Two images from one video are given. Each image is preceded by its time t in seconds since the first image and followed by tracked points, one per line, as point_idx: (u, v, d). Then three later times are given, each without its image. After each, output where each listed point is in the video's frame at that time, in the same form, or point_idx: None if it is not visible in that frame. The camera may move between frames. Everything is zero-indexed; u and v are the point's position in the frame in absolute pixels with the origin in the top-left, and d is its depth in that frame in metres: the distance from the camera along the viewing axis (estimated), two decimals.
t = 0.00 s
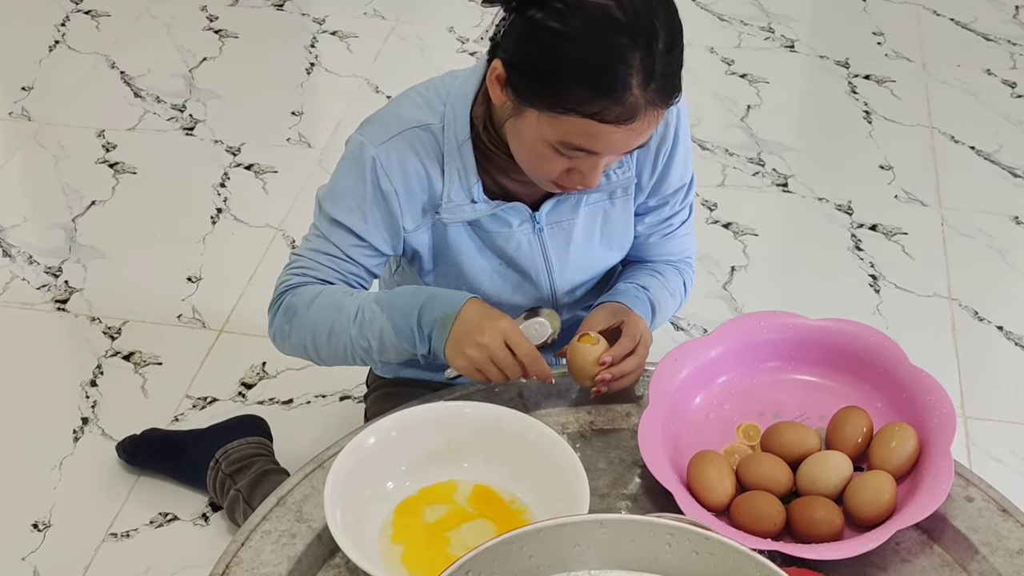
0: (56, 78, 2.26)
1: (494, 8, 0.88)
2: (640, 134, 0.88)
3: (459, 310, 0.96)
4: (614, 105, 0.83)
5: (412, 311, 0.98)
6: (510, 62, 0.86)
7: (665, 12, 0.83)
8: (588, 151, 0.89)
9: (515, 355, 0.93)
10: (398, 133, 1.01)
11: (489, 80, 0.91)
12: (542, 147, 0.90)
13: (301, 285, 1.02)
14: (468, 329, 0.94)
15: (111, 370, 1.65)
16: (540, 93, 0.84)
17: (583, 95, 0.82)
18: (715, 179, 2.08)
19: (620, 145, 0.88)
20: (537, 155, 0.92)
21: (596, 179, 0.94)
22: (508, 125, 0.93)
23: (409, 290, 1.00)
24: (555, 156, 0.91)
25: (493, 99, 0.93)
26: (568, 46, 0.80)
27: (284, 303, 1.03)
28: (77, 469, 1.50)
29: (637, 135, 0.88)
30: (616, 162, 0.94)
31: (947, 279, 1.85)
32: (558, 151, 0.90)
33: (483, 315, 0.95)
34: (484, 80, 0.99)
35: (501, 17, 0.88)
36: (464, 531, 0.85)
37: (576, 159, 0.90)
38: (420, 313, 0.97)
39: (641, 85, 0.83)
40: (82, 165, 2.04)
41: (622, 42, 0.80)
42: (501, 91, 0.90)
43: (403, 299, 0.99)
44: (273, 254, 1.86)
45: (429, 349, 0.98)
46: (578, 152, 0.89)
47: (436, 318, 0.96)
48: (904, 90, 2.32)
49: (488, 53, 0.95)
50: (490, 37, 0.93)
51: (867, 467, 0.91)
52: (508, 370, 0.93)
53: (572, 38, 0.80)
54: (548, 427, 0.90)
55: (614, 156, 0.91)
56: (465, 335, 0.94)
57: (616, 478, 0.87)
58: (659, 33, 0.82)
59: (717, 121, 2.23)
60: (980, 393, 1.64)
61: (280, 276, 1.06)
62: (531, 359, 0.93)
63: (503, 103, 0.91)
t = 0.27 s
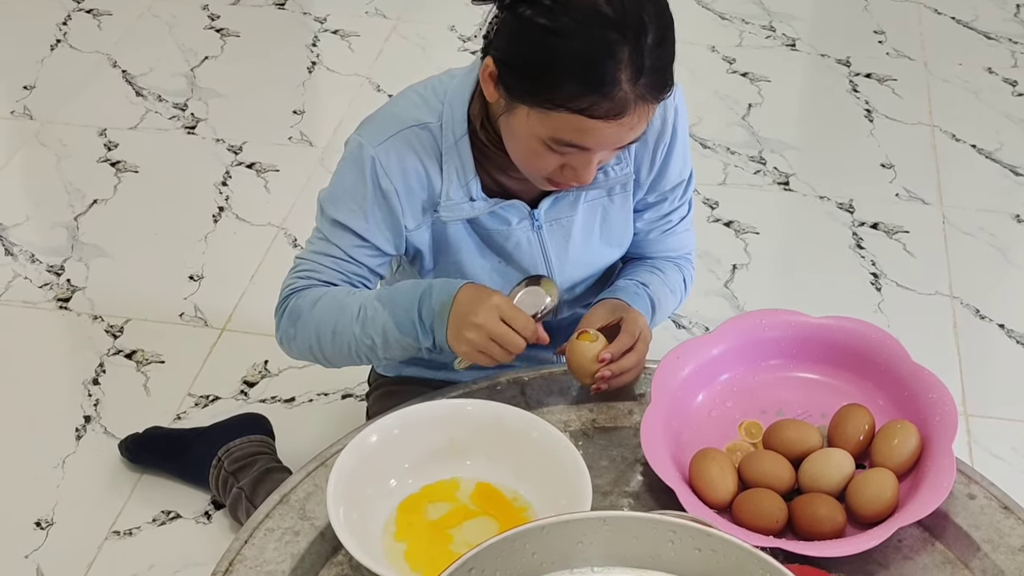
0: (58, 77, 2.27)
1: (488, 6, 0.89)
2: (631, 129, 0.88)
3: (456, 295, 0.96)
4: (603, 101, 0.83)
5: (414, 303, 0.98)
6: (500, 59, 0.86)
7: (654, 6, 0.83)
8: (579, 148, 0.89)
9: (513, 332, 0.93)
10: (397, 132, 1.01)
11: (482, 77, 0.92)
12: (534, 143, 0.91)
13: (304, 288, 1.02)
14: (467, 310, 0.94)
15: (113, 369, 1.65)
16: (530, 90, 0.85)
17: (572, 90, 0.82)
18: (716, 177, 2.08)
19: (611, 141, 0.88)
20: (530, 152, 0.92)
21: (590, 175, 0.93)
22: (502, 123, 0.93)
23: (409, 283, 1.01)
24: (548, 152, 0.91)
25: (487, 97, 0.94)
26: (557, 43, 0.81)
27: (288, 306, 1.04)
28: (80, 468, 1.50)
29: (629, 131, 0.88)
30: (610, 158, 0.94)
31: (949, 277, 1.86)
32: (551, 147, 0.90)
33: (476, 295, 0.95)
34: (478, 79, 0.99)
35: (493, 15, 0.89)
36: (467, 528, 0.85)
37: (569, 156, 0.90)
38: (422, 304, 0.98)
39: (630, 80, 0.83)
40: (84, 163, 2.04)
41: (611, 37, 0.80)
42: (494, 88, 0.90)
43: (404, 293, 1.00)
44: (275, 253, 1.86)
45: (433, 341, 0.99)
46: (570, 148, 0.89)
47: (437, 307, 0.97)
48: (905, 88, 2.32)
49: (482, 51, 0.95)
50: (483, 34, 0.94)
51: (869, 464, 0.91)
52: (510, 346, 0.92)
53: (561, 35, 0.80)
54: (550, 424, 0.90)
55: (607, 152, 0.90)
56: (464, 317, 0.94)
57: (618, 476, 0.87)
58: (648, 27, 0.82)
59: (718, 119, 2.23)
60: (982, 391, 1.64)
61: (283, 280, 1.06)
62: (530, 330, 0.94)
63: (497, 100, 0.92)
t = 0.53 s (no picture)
0: (59, 76, 2.27)
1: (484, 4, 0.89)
2: (626, 128, 0.88)
3: (470, 285, 0.96)
4: (598, 99, 0.83)
5: (425, 297, 0.99)
6: (495, 58, 0.86)
7: (651, 5, 0.82)
8: (575, 146, 0.89)
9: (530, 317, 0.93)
10: (397, 130, 1.01)
11: (479, 76, 0.92)
12: (531, 142, 0.91)
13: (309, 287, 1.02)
14: (483, 295, 0.94)
15: (114, 367, 1.65)
16: (525, 88, 0.85)
17: (566, 89, 0.82)
18: (717, 176, 2.08)
19: (607, 139, 0.88)
20: (527, 150, 0.92)
21: (587, 173, 0.94)
22: (499, 121, 0.93)
23: (419, 278, 1.01)
24: (544, 151, 0.91)
25: (484, 96, 0.94)
26: (551, 42, 0.81)
27: (293, 305, 1.04)
28: (81, 466, 1.51)
29: (624, 129, 0.88)
30: (607, 157, 0.94)
31: (949, 275, 1.86)
32: (547, 146, 0.90)
33: (492, 280, 0.95)
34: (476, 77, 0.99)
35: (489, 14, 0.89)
36: (468, 525, 0.85)
37: (565, 154, 0.91)
38: (433, 298, 0.98)
39: (624, 78, 0.83)
40: (85, 162, 2.04)
41: (605, 36, 0.80)
42: (490, 87, 0.91)
43: (414, 288, 1.00)
44: (275, 251, 1.87)
45: (445, 332, 0.99)
46: (565, 147, 0.89)
47: (448, 301, 0.97)
48: (906, 87, 2.32)
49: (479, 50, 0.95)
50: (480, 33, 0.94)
51: (870, 461, 0.91)
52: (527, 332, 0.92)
53: (555, 34, 0.80)
54: (551, 422, 0.90)
55: (603, 150, 0.90)
56: (481, 302, 0.94)
57: (619, 473, 0.87)
58: (643, 27, 0.82)
59: (719, 118, 2.23)
60: (982, 389, 1.64)
61: (286, 280, 1.06)
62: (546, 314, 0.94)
63: (494, 99, 0.92)
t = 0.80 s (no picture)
0: (60, 76, 2.27)
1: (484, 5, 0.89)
2: (628, 131, 0.88)
3: (497, 271, 0.95)
4: (600, 101, 0.83)
5: (444, 279, 0.97)
6: (497, 59, 0.87)
7: (651, 7, 0.82)
8: (576, 148, 0.89)
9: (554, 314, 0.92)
10: (401, 123, 1.02)
11: (480, 77, 0.92)
12: (531, 143, 0.91)
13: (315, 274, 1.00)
14: (515, 283, 0.93)
15: (115, 367, 1.65)
16: (526, 89, 0.85)
17: (568, 91, 0.83)
18: (717, 175, 2.08)
19: (608, 141, 0.88)
20: (527, 151, 0.92)
21: (588, 175, 0.94)
22: (500, 123, 0.93)
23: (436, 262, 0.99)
24: (545, 152, 0.91)
25: (485, 97, 0.94)
26: (552, 43, 0.81)
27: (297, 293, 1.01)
28: (82, 465, 1.51)
29: (626, 132, 0.88)
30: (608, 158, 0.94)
31: (949, 274, 1.86)
32: (548, 147, 0.90)
33: (523, 273, 0.94)
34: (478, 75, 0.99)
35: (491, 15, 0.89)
36: (468, 524, 0.85)
37: (566, 156, 0.91)
38: (452, 280, 0.96)
39: (626, 81, 0.83)
40: (86, 162, 2.04)
41: (607, 38, 0.80)
42: (492, 88, 0.91)
43: (430, 271, 0.98)
44: (276, 250, 1.87)
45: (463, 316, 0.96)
46: (566, 149, 0.90)
47: (469, 281, 0.95)
48: (905, 86, 2.32)
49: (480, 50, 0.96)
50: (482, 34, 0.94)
51: (869, 460, 0.91)
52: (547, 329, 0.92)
53: (557, 35, 0.80)
54: (551, 421, 0.90)
55: (604, 152, 0.91)
56: (510, 289, 0.93)
57: (619, 472, 0.87)
58: (644, 29, 0.82)
59: (719, 117, 2.23)
60: (982, 387, 1.64)
61: (283, 269, 1.04)
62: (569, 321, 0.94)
63: (494, 100, 0.92)
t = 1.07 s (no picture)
0: (62, 73, 2.27)
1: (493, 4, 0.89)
2: (637, 130, 0.88)
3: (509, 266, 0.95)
4: (610, 101, 0.83)
5: (455, 270, 0.96)
6: (505, 59, 0.87)
7: (662, 7, 0.82)
8: (585, 147, 0.89)
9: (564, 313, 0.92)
10: (407, 120, 1.02)
11: (489, 76, 0.92)
12: (539, 142, 0.91)
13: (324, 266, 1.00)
14: (528, 279, 0.93)
15: (118, 364, 1.65)
16: (535, 88, 0.85)
17: (577, 90, 0.83)
18: (719, 173, 2.08)
19: (617, 140, 0.88)
20: (535, 149, 0.92)
21: (595, 174, 0.94)
22: (507, 121, 0.93)
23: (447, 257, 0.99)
24: (553, 151, 0.91)
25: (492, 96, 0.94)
26: (562, 42, 0.81)
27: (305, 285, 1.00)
28: (84, 462, 1.51)
29: (635, 131, 0.88)
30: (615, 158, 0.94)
31: (951, 273, 1.86)
32: (556, 146, 0.90)
33: (537, 269, 0.94)
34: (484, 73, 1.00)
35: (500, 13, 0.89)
36: (471, 521, 0.85)
37: (574, 155, 0.91)
38: (464, 271, 0.96)
39: (636, 81, 0.83)
40: (88, 160, 2.04)
41: (617, 38, 0.80)
42: (500, 87, 0.91)
43: (441, 263, 0.98)
44: (278, 248, 1.87)
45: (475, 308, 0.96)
46: (575, 148, 0.90)
47: (481, 272, 0.95)
48: (907, 84, 2.32)
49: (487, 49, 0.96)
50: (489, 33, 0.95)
51: (872, 458, 0.91)
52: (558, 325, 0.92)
53: (567, 35, 0.80)
54: (553, 419, 0.90)
55: (612, 152, 0.91)
56: (523, 284, 0.93)
57: (621, 470, 0.88)
58: (654, 29, 0.82)
59: (720, 116, 2.23)
60: (983, 386, 1.65)
61: (288, 263, 1.03)
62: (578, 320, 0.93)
63: (502, 99, 0.92)
